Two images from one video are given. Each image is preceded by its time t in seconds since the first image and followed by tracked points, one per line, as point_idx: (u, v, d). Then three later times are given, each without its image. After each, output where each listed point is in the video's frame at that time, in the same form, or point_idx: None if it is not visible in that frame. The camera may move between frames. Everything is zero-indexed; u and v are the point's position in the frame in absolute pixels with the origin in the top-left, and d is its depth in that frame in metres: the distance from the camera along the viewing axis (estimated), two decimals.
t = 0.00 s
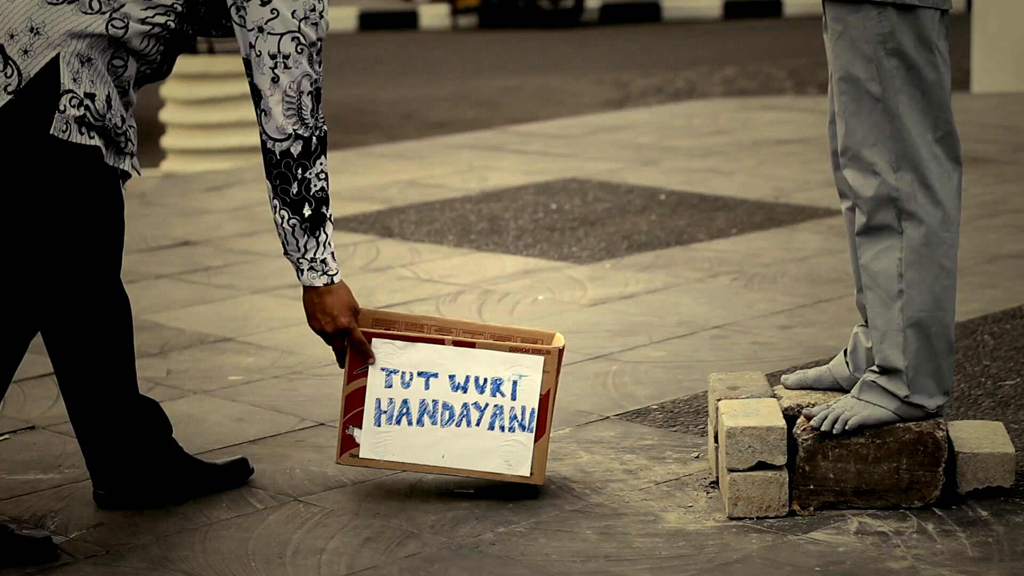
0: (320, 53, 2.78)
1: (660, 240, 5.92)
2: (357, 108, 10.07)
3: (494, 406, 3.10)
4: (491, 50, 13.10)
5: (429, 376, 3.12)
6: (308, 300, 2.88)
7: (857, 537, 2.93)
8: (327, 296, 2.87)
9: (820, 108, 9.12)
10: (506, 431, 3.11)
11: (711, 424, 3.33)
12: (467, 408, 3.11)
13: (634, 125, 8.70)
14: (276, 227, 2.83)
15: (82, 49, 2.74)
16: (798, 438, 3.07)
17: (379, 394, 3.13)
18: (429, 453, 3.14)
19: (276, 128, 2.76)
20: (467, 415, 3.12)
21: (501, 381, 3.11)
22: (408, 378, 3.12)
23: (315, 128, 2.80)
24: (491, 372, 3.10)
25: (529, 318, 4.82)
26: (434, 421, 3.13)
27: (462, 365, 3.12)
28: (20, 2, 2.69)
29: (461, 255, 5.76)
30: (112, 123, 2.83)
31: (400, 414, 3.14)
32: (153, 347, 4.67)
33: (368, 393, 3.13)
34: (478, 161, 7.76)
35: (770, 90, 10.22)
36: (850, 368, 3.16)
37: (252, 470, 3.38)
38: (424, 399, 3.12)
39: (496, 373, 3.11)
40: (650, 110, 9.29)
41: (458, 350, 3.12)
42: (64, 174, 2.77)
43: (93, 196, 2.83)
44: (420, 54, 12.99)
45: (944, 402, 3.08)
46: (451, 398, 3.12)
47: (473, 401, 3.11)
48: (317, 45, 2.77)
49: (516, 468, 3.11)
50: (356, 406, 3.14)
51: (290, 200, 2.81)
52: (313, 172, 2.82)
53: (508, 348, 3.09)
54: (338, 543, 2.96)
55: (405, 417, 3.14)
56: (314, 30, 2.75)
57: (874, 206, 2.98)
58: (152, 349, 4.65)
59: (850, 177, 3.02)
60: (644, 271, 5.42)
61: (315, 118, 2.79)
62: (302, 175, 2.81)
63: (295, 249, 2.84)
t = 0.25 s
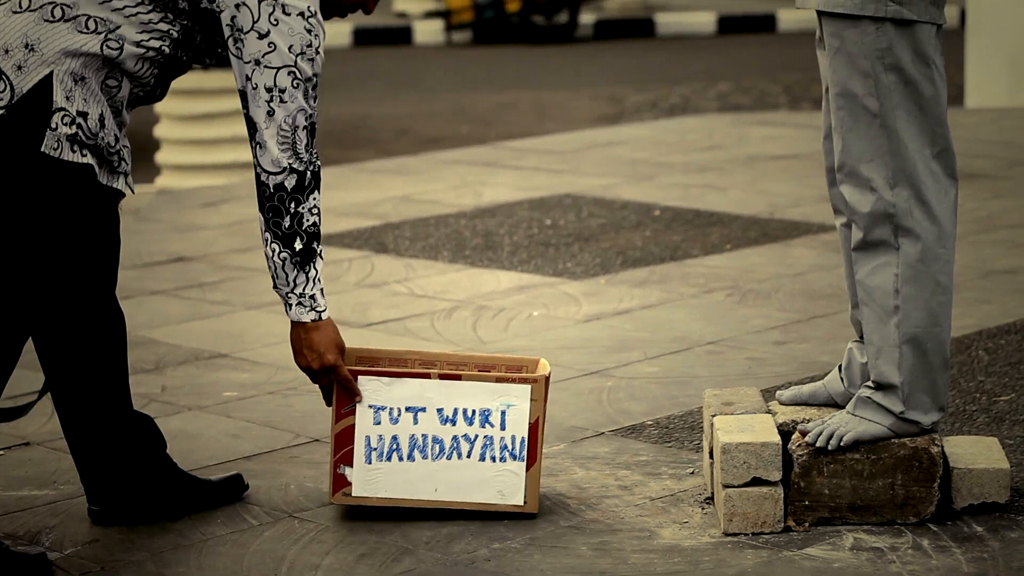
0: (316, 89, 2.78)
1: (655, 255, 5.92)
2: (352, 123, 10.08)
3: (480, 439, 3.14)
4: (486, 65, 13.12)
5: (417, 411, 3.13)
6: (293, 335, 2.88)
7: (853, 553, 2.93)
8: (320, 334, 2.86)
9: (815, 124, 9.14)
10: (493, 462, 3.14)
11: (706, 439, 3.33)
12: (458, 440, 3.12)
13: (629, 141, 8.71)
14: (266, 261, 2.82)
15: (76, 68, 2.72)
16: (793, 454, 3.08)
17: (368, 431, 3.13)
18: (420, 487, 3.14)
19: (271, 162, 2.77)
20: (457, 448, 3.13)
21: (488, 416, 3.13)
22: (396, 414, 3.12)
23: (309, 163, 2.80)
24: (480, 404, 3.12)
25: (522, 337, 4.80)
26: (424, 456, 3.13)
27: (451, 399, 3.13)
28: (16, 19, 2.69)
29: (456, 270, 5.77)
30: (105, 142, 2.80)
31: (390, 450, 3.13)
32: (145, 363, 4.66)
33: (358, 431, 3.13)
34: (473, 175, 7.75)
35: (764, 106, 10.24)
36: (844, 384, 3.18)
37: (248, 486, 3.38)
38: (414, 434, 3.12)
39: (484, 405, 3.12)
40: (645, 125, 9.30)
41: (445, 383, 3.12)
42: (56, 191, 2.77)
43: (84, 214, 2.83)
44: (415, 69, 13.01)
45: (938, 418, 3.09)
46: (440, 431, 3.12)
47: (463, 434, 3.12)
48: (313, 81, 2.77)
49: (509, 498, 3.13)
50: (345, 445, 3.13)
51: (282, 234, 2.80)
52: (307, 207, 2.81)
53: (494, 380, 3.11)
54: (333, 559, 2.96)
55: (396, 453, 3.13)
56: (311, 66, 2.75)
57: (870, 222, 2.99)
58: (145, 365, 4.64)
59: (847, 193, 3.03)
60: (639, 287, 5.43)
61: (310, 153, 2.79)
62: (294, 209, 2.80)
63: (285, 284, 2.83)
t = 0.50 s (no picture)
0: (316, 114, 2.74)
1: (656, 276, 5.93)
2: (353, 144, 10.10)
3: (483, 466, 3.06)
4: (487, 86, 13.15)
5: (416, 445, 3.05)
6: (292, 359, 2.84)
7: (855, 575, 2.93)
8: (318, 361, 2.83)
9: (815, 144, 9.16)
10: (496, 491, 3.09)
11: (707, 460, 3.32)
12: (459, 471, 3.06)
13: (629, 162, 8.71)
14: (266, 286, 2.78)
15: (74, 91, 2.69)
16: (794, 475, 3.07)
17: (368, 467, 3.06)
18: (425, 519, 3.11)
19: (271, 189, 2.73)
20: (458, 478, 3.07)
21: (486, 443, 3.06)
22: (395, 449, 3.05)
23: (310, 189, 2.76)
24: (479, 434, 3.05)
25: (522, 358, 4.80)
26: (426, 488, 3.08)
27: (450, 430, 3.05)
28: (13, 40, 2.65)
29: (456, 291, 5.78)
30: (101, 164, 2.79)
31: (391, 485, 3.07)
32: (145, 384, 4.65)
33: (357, 468, 3.06)
34: (474, 197, 7.76)
35: (764, 128, 10.26)
36: (844, 404, 3.18)
37: (248, 507, 3.37)
38: (414, 467, 3.06)
39: (483, 434, 3.06)
40: (646, 146, 9.32)
41: (442, 416, 3.05)
42: (55, 217, 2.77)
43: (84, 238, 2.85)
44: (416, 90, 13.03)
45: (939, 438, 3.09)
46: (440, 463, 3.06)
47: (463, 465, 3.06)
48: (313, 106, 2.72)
49: (513, 525, 3.13)
50: (346, 482, 3.06)
51: (284, 258, 2.76)
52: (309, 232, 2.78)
53: (492, 407, 3.04)
54: None
55: (397, 488, 3.08)
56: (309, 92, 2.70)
57: (871, 243, 2.99)
58: (143, 386, 4.63)
59: (847, 213, 3.03)
60: (639, 308, 5.43)
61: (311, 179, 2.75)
62: (297, 234, 2.76)
63: (286, 310, 2.79)
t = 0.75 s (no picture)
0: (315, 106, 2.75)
1: (656, 301, 5.93)
2: (353, 169, 10.12)
3: (483, 494, 3.06)
4: (487, 112, 13.18)
5: (416, 473, 3.05)
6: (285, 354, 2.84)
7: None
8: (308, 356, 2.83)
9: (815, 169, 9.17)
10: (497, 518, 3.09)
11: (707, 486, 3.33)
12: (459, 499, 3.06)
13: (629, 187, 8.73)
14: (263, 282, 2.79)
15: (74, 112, 2.74)
16: (794, 501, 3.07)
17: (368, 496, 3.05)
18: (425, 546, 3.10)
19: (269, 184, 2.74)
20: (458, 506, 3.07)
21: (486, 470, 3.05)
22: (395, 477, 3.04)
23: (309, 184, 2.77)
24: (478, 462, 3.04)
25: (522, 384, 4.80)
26: (425, 516, 3.08)
27: (449, 459, 3.05)
28: (13, 64, 2.71)
29: (456, 316, 5.78)
30: (105, 184, 2.84)
31: (390, 513, 3.07)
32: (146, 409, 4.65)
33: (357, 496, 3.05)
34: (475, 223, 7.76)
35: (764, 153, 10.28)
36: (844, 430, 3.18)
37: (248, 532, 3.37)
38: (414, 496, 3.06)
39: (482, 462, 3.05)
40: (646, 171, 9.34)
41: (441, 443, 3.04)
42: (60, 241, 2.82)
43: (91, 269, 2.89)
44: (416, 116, 13.06)
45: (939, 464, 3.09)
46: (440, 491, 3.06)
47: (463, 493, 3.06)
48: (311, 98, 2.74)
49: (514, 551, 3.12)
50: (346, 510, 3.06)
51: (282, 255, 2.77)
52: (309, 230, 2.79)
53: (491, 435, 3.04)
54: None
55: (397, 516, 3.07)
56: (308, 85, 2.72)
57: (872, 268, 2.99)
58: (144, 412, 4.63)
59: (847, 239, 3.03)
60: (639, 333, 5.43)
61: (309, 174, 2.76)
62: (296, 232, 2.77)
63: (282, 307, 2.80)
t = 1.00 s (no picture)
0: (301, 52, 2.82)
1: (657, 335, 5.94)
2: (355, 204, 10.15)
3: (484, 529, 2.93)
4: (488, 146, 13.22)
5: (416, 508, 2.93)
6: (256, 309, 2.86)
7: None
8: (285, 304, 2.86)
9: (815, 203, 9.19)
10: (500, 552, 2.95)
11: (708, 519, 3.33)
12: (460, 534, 2.94)
13: (630, 221, 8.74)
14: (244, 234, 2.84)
15: (94, 135, 2.80)
16: (795, 535, 3.08)
17: (368, 530, 2.95)
18: None
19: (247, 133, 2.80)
20: (459, 541, 2.95)
21: (488, 505, 2.91)
22: (395, 512, 2.93)
23: (290, 134, 2.82)
24: (479, 497, 2.91)
25: (524, 418, 4.80)
26: (427, 550, 2.96)
27: (450, 493, 2.91)
28: (25, 102, 2.80)
29: (457, 351, 5.79)
30: (134, 205, 2.86)
31: (392, 548, 2.96)
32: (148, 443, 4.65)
33: (358, 531, 2.95)
34: (476, 257, 7.77)
35: (765, 187, 10.30)
36: (847, 463, 3.17)
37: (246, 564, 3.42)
38: (414, 531, 2.94)
39: (483, 495, 2.91)
40: (647, 205, 9.36)
41: (441, 477, 2.91)
42: (101, 266, 2.81)
43: (133, 293, 2.87)
44: (418, 150, 13.11)
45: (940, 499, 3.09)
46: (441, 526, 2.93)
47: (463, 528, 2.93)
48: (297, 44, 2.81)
49: None
50: (346, 545, 2.96)
51: (263, 204, 2.82)
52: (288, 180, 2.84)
53: (493, 469, 2.91)
54: None
55: (398, 550, 2.96)
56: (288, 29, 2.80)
57: (872, 302, 2.99)
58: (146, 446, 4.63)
59: (847, 274, 3.04)
60: (640, 368, 5.43)
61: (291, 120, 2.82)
62: (276, 181, 2.83)
63: (264, 256, 2.84)
